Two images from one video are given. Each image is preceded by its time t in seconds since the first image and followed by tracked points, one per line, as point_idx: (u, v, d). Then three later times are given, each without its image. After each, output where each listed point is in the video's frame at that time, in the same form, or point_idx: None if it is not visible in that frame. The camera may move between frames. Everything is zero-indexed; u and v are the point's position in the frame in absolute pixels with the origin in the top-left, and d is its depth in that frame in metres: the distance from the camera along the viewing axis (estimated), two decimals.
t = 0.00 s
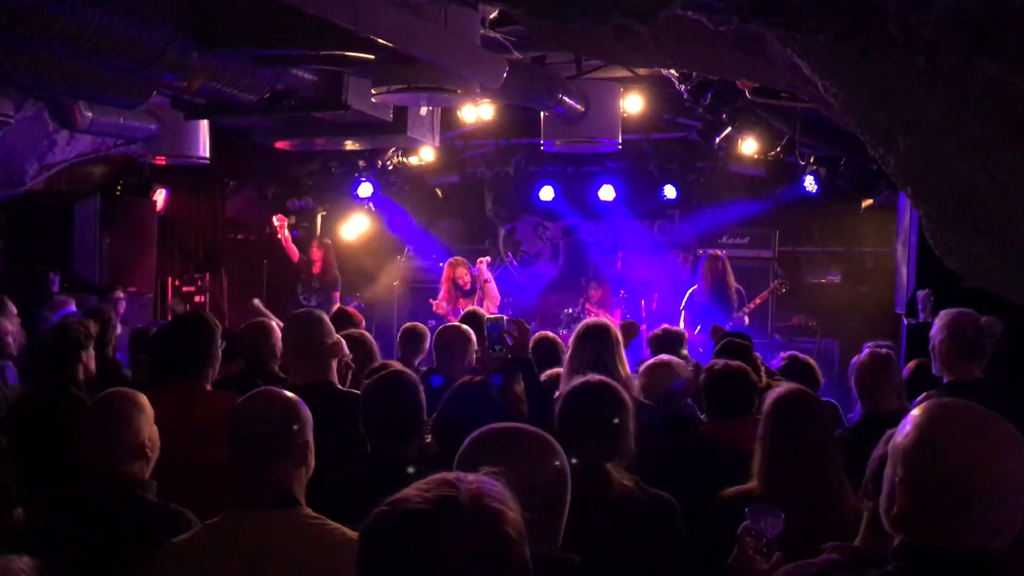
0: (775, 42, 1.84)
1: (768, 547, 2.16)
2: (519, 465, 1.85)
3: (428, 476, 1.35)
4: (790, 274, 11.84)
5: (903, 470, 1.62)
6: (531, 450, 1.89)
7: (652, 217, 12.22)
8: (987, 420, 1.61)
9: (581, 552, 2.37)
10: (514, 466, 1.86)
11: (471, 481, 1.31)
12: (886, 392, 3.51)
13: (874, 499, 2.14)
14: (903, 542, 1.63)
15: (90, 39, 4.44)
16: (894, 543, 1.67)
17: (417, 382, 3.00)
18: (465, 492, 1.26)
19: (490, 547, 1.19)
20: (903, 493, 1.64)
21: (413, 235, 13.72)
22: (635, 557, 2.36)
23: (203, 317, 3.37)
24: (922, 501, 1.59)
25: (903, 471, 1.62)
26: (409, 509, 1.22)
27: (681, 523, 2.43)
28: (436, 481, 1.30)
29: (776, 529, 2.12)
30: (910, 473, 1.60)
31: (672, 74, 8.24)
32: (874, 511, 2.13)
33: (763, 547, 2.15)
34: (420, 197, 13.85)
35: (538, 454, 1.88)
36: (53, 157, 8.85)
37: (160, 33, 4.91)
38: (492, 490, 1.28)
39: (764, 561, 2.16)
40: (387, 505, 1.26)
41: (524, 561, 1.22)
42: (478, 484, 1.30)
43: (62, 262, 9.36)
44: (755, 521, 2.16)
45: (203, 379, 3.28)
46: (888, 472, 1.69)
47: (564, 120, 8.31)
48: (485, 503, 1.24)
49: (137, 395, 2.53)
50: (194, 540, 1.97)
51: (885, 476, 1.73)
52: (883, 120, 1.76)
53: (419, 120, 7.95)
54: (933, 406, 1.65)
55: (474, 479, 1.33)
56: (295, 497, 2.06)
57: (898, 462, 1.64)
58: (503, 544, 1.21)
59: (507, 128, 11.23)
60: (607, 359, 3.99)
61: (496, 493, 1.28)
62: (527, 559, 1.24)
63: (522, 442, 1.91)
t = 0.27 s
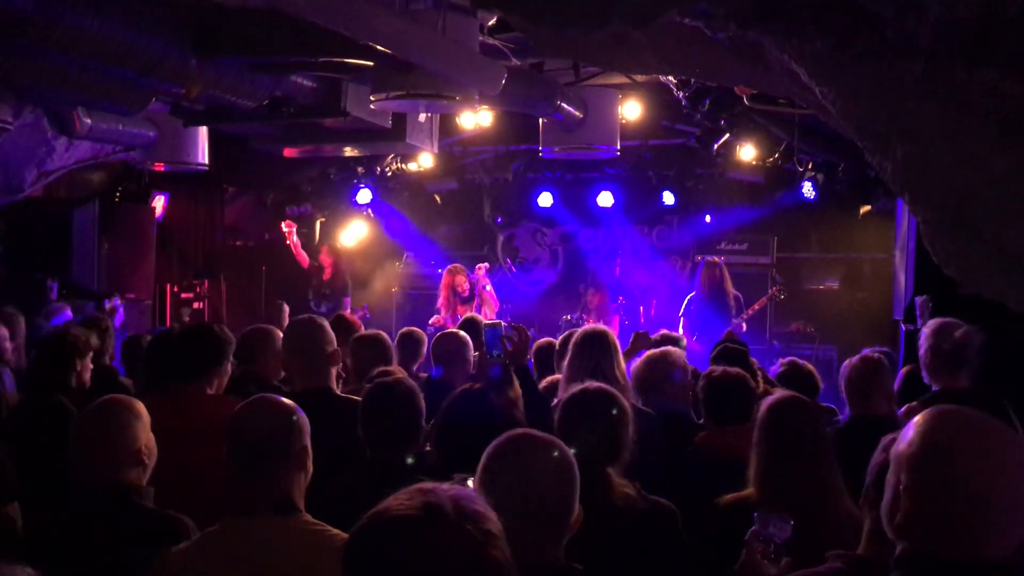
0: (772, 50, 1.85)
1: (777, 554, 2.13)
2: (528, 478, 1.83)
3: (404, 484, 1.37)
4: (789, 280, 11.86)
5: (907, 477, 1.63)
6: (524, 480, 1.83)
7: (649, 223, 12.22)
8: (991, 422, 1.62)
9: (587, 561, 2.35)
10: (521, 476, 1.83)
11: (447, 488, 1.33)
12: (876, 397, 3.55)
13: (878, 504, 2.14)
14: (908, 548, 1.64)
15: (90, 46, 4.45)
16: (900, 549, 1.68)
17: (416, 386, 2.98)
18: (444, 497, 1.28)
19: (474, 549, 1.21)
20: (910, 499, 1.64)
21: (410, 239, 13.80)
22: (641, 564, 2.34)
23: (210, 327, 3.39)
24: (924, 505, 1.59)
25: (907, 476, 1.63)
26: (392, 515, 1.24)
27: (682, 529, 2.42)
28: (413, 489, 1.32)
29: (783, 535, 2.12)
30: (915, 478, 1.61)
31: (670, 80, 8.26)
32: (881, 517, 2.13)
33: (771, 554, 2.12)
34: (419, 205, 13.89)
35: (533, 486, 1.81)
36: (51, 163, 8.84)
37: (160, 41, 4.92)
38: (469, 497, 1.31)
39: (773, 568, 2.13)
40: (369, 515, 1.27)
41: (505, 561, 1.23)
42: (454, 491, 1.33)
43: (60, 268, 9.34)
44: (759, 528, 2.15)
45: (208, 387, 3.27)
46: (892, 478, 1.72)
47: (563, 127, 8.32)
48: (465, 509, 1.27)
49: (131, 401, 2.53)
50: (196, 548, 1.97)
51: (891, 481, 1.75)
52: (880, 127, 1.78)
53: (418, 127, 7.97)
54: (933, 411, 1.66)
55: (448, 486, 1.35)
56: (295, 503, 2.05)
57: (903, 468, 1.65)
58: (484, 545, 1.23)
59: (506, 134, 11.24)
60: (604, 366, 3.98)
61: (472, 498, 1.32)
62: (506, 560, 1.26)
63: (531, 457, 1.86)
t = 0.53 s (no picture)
0: (771, 56, 1.85)
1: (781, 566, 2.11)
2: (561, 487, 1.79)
3: (408, 491, 1.37)
4: (789, 288, 11.89)
5: (912, 481, 1.63)
6: (541, 497, 1.79)
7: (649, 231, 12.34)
8: (993, 428, 1.63)
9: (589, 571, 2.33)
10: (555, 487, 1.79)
11: (453, 494, 1.34)
12: (856, 405, 3.55)
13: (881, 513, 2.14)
14: (912, 559, 1.61)
15: (90, 54, 4.45)
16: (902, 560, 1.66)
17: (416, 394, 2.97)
18: (453, 504, 1.29)
19: (480, 557, 1.22)
20: (913, 506, 1.63)
21: (410, 244, 13.91)
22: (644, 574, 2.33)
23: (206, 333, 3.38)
24: (932, 511, 1.58)
25: (911, 480, 1.63)
26: (395, 521, 1.25)
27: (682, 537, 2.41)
28: (418, 495, 1.32)
29: (785, 546, 2.11)
30: (919, 482, 1.61)
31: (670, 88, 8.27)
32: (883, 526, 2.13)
33: (775, 566, 2.10)
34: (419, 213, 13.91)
35: (549, 503, 1.78)
36: (52, 171, 8.84)
37: (160, 49, 4.93)
38: (475, 502, 1.32)
39: None
40: (372, 525, 1.27)
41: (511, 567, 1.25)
42: (461, 497, 1.33)
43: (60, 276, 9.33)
44: (764, 539, 2.14)
45: (202, 398, 3.25)
46: (895, 485, 1.71)
47: (563, 134, 8.33)
48: (474, 516, 1.28)
49: (130, 410, 2.51)
50: (195, 558, 1.96)
51: (893, 490, 1.74)
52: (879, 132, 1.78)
53: (418, 134, 7.98)
54: (937, 419, 1.68)
55: (454, 492, 1.36)
56: (295, 511, 2.04)
57: (906, 473, 1.65)
58: (492, 553, 1.24)
59: (506, 142, 11.26)
60: (604, 374, 3.97)
61: (479, 503, 1.33)
62: (515, 566, 1.27)
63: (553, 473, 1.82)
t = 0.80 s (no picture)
0: (773, 60, 1.85)
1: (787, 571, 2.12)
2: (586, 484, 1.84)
3: (424, 494, 1.44)
4: (793, 291, 11.88)
5: (917, 486, 1.63)
6: (568, 500, 1.82)
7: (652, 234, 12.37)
8: (999, 434, 1.63)
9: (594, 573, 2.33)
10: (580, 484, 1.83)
11: (468, 500, 1.41)
12: (846, 406, 3.56)
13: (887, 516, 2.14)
14: (917, 562, 1.61)
15: (94, 57, 4.46)
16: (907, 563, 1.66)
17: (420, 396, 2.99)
18: (466, 512, 1.36)
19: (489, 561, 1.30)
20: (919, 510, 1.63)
21: (410, 245, 13.87)
22: None
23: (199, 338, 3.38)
24: (938, 514, 1.58)
25: (917, 486, 1.63)
26: (407, 528, 1.32)
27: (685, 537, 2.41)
28: (432, 500, 1.39)
29: (797, 554, 2.10)
30: (925, 487, 1.61)
31: (673, 91, 8.26)
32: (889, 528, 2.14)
33: (781, 570, 2.10)
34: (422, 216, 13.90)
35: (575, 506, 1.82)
36: (55, 175, 8.87)
37: (162, 53, 4.94)
38: (490, 509, 1.39)
39: None
40: (385, 530, 1.34)
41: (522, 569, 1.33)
42: (475, 502, 1.40)
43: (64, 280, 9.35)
44: (771, 545, 2.14)
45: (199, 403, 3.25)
46: (901, 489, 1.71)
47: (565, 138, 8.33)
48: (488, 523, 1.35)
49: (133, 414, 2.51)
50: (199, 561, 1.96)
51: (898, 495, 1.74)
52: (881, 136, 1.80)
53: (421, 138, 8.00)
54: (945, 424, 1.67)
55: (471, 497, 1.43)
56: (298, 513, 2.04)
57: (912, 478, 1.65)
58: (503, 559, 1.31)
59: (509, 144, 11.26)
60: (608, 377, 3.97)
61: (495, 511, 1.39)
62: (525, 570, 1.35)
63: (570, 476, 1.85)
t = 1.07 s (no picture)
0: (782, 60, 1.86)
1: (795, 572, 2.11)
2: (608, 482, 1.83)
3: (443, 498, 1.45)
4: (802, 291, 11.85)
5: (929, 484, 1.67)
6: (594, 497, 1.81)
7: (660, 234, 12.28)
8: (1010, 436, 1.67)
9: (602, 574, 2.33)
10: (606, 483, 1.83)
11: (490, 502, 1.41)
12: (850, 404, 3.58)
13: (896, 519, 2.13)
14: (928, 560, 1.65)
15: (104, 60, 4.48)
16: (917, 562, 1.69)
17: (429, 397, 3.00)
18: (488, 513, 1.36)
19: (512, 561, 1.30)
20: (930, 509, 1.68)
21: (418, 243, 13.89)
22: None
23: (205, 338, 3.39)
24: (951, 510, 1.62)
25: (929, 483, 1.67)
26: (430, 529, 1.33)
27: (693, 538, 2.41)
28: (455, 503, 1.41)
29: (801, 556, 2.10)
30: (937, 485, 1.65)
31: (682, 91, 8.24)
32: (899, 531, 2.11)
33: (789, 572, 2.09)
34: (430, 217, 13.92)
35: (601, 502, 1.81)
36: (65, 177, 8.91)
37: (171, 55, 4.96)
38: (511, 511, 1.39)
39: None
40: (407, 529, 1.35)
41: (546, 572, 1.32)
42: (497, 506, 1.41)
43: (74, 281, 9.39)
44: (779, 547, 2.13)
45: (205, 400, 3.27)
46: (911, 492, 1.74)
47: (573, 138, 8.32)
48: (509, 523, 1.34)
49: (143, 416, 2.54)
50: (206, 559, 1.96)
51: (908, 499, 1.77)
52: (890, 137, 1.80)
53: (429, 139, 8.02)
54: (956, 425, 1.72)
55: (493, 500, 1.44)
56: (306, 513, 2.06)
57: (923, 477, 1.69)
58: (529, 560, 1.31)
59: (517, 145, 11.24)
60: (615, 377, 3.96)
61: (515, 513, 1.39)
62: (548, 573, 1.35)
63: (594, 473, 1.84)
